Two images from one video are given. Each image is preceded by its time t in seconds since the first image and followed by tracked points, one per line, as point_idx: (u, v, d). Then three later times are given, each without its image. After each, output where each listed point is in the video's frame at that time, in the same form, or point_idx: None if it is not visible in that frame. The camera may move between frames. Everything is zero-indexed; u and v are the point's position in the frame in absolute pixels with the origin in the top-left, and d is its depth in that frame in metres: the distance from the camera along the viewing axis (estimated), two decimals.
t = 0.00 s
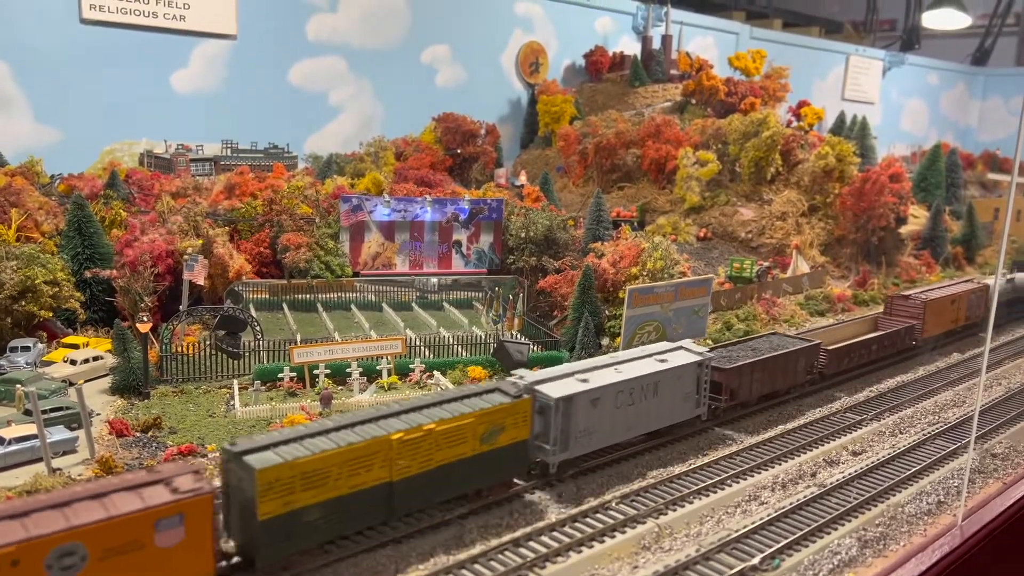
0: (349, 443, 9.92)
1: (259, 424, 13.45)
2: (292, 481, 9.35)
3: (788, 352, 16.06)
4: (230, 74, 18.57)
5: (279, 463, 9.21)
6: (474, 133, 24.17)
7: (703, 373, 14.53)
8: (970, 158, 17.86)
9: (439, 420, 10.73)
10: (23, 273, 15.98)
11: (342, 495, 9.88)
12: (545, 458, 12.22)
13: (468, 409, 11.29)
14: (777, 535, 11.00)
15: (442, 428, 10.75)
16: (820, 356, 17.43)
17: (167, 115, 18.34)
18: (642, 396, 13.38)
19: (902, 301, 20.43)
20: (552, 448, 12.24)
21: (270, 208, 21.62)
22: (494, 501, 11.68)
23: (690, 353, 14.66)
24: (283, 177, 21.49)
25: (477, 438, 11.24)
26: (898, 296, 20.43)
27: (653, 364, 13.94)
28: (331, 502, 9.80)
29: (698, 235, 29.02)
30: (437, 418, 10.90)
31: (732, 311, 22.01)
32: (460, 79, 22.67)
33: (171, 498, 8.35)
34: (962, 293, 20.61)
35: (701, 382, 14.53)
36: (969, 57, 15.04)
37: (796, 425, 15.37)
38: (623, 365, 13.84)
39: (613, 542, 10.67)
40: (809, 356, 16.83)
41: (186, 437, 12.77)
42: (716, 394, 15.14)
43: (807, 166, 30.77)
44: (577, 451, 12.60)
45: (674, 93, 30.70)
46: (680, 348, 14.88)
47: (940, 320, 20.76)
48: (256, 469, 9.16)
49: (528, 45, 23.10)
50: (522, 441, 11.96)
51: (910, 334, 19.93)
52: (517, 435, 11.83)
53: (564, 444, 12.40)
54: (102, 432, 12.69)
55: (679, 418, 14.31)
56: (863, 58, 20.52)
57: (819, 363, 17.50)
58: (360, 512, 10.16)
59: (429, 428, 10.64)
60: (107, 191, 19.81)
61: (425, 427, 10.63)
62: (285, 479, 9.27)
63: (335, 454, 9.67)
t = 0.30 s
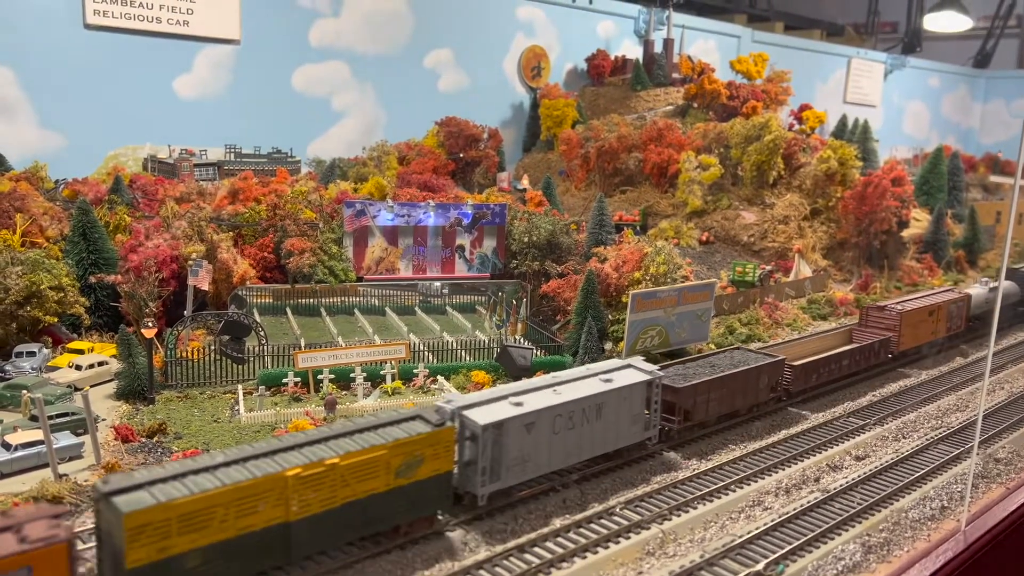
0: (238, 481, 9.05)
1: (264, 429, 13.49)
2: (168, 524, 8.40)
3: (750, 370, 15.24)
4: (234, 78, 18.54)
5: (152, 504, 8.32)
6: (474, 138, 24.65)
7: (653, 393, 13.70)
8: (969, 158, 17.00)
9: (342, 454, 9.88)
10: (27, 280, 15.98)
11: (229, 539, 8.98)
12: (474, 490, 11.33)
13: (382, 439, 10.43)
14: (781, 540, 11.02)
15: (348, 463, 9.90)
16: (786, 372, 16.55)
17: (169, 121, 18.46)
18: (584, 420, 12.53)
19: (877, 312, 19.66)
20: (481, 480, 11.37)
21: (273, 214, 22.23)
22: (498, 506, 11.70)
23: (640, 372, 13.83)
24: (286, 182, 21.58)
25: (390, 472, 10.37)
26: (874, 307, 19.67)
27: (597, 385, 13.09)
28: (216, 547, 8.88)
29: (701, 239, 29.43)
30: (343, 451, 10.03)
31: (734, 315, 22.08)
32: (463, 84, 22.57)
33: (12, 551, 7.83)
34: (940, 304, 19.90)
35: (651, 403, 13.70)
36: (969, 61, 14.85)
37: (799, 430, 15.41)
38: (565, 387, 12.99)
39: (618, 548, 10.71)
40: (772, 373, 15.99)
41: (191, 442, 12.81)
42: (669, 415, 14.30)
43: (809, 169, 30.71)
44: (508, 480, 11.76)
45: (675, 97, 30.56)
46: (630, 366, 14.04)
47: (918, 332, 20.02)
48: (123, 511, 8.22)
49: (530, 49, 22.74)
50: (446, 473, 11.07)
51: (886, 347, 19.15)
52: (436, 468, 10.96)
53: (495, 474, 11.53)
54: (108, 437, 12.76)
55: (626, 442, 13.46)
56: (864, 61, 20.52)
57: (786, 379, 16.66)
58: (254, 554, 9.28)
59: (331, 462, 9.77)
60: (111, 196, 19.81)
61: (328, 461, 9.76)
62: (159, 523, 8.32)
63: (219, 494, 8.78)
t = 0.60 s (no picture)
0: (98, 524, 8.05)
1: (268, 433, 13.54)
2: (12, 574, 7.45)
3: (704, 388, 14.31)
4: (236, 83, 18.77)
5: None
6: (477, 141, 24.59)
7: (594, 415, 12.71)
8: (975, 160, 18.56)
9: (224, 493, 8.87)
10: (32, 283, 16.17)
11: None
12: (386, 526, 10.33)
13: (274, 474, 9.44)
14: (783, 545, 11.04)
15: (231, 502, 8.89)
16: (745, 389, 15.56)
17: (171, 122, 18.46)
18: (514, 447, 11.54)
19: (851, 324, 18.84)
20: (394, 515, 10.36)
21: (278, 217, 21.79)
22: (501, 511, 11.70)
23: (580, 392, 12.82)
24: (289, 186, 21.70)
25: (282, 511, 9.39)
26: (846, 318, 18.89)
27: (530, 407, 12.07)
28: None
29: (703, 243, 29.43)
30: (225, 489, 9.01)
31: (736, 318, 22.11)
32: (465, 87, 22.75)
33: None
34: (916, 316, 19.04)
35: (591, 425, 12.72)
36: (972, 62, 14.87)
37: (802, 433, 15.44)
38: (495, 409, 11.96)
39: (621, 552, 10.74)
40: (729, 391, 15.01)
41: (195, 447, 12.85)
42: (613, 438, 13.30)
43: (810, 172, 30.60)
44: (426, 515, 10.77)
45: (677, 100, 30.67)
46: (570, 386, 13.04)
47: (893, 344, 19.20)
48: None
49: (534, 52, 23.25)
50: (349, 509, 10.09)
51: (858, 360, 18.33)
52: (336, 505, 9.93)
53: (410, 508, 10.52)
54: (113, 442, 12.79)
55: (564, 467, 12.48)
56: (865, 64, 20.51)
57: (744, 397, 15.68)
58: None
59: (213, 502, 8.77)
60: (115, 201, 19.92)
61: (208, 500, 8.76)
62: None
63: (75, 540, 7.78)
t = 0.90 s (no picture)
0: None
1: (271, 432, 13.61)
2: None
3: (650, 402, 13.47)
4: (237, 84, 18.86)
5: None
6: (479, 142, 24.62)
7: (524, 436, 11.85)
8: (975, 162, 18.46)
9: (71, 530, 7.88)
10: (36, 283, 16.23)
11: None
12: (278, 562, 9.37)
13: (140, 506, 8.46)
14: (783, 542, 11.10)
15: (81, 539, 7.90)
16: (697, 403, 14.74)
17: (174, 123, 18.63)
18: (430, 471, 10.63)
19: (818, 332, 18.10)
20: (288, 549, 9.40)
21: (279, 218, 21.73)
22: (503, 508, 11.80)
23: (509, 411, 11.95)
24: (293, 186, 21.52)
25: (149, 547, 8.41)
26: (813, 327, 18.16)
27: (450, 428, 11.18)
28: None
29: (703, 243, 29.57)
30: (79, 523, 8.05)
31: (737, 318, 22.18)
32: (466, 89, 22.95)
33: None
34: (887, 325, 18.34)
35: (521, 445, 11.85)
36: (973, 63, 14.90)
37: (802, 432, 15.50)
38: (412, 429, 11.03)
39: (622, 550, 10.81)
40: (680, 406, 14.16)
41: (199, 445, 12.93)
42: (547, 457, 12.44)
43: (811, 173, 30.54)
44: (326, 548, 9.80)
45: (678, 101, 30.45)
46: (498, 404, 12.16)
47: (863, 354, 18.46)
48: None
49: (534, 53, 23.60)
50: (231, 543, 9.12)
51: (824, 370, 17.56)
52: (214, 539, 8.98)
53: (307, 542, 9.55)
54: (117, 440, 12.90)
55: (490, 491, 11.58)
56: (866, 65, 20.58)
57: (697, 410, 14.83)
58: None
59: (57, 539, 7.78)
60: (118, 201, 19.91)
61: (52, 537, 7.78)
62: None
63: None
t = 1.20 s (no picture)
0: None
1: (275, 429, 13.72)
2: None
3: (589, 418, 12.59)
4: (240, 84, 18.91)
5: None
6: (480, 143, 24.74)
7: (445, 457, 10.99)
8: (976, 163, 18.70)
9: None
10: (42, 282, 16.33)
11: None
12: None
13: None
14: (784, 539, 11.18)
15: None
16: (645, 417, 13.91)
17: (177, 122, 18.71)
18: (332, 497, 9.81)
19: (782, 340, 17.11)
20: None
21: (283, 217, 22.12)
22: (506, 505, 11.90)
23: (429, 430, 11.09)
24: (295, 186, 21.70)
25: None
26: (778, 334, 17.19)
27: (359, 450, 10.35)
28: None
29: (704, 242, 29.71)
30: None
31: (738, 317, 22.27)
32: (469, 89, 23.03)
33: None
34: (854, 331, 17.55)
35: (441, 467, 10.98)
36: (973, 64, 15.14)
37: (802, 431, 15.57)
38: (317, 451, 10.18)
39: (624, 546, 10.89)
40: (625, 420, 13.31)
41: (204, 442, 13.02)
42: (475, 478, 11.55)
43: (812, 172, 30.50)
44: None
45: (680, 101, 30.62)
46: (419, 422, 11.31)
47: (829, 364, 17.51)
48: None
49: (535, 54, 23.64)
50: None
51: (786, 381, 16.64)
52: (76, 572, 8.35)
53: None
54: (123, 437, 13.01)
55: (406, 517, 10.76)
56: (867, 65, 20.65)
57: (645, 425, 13.95)
58: None
59: None
60: (122, 201, 20.03)
61: None
62: None
63: None
